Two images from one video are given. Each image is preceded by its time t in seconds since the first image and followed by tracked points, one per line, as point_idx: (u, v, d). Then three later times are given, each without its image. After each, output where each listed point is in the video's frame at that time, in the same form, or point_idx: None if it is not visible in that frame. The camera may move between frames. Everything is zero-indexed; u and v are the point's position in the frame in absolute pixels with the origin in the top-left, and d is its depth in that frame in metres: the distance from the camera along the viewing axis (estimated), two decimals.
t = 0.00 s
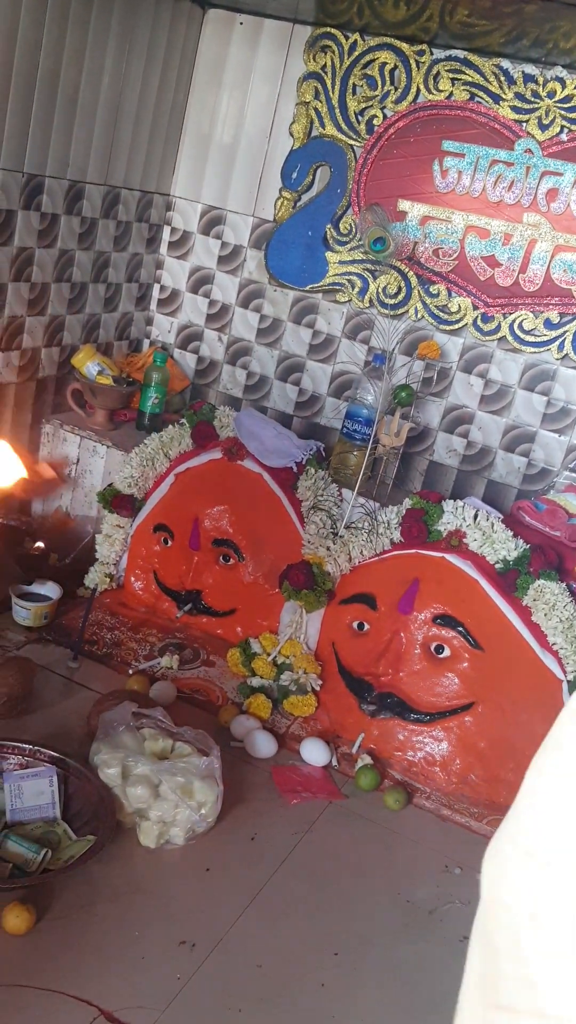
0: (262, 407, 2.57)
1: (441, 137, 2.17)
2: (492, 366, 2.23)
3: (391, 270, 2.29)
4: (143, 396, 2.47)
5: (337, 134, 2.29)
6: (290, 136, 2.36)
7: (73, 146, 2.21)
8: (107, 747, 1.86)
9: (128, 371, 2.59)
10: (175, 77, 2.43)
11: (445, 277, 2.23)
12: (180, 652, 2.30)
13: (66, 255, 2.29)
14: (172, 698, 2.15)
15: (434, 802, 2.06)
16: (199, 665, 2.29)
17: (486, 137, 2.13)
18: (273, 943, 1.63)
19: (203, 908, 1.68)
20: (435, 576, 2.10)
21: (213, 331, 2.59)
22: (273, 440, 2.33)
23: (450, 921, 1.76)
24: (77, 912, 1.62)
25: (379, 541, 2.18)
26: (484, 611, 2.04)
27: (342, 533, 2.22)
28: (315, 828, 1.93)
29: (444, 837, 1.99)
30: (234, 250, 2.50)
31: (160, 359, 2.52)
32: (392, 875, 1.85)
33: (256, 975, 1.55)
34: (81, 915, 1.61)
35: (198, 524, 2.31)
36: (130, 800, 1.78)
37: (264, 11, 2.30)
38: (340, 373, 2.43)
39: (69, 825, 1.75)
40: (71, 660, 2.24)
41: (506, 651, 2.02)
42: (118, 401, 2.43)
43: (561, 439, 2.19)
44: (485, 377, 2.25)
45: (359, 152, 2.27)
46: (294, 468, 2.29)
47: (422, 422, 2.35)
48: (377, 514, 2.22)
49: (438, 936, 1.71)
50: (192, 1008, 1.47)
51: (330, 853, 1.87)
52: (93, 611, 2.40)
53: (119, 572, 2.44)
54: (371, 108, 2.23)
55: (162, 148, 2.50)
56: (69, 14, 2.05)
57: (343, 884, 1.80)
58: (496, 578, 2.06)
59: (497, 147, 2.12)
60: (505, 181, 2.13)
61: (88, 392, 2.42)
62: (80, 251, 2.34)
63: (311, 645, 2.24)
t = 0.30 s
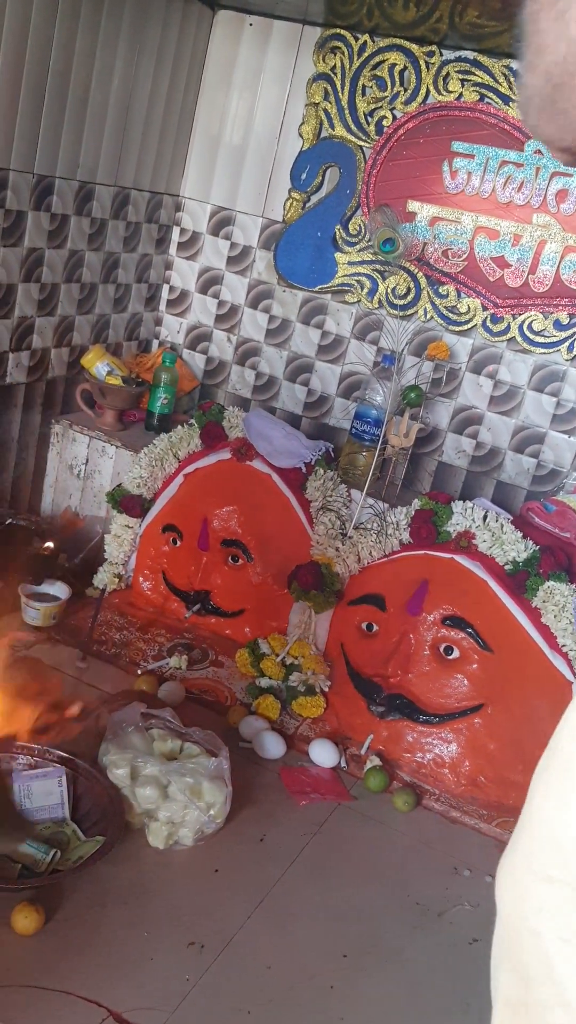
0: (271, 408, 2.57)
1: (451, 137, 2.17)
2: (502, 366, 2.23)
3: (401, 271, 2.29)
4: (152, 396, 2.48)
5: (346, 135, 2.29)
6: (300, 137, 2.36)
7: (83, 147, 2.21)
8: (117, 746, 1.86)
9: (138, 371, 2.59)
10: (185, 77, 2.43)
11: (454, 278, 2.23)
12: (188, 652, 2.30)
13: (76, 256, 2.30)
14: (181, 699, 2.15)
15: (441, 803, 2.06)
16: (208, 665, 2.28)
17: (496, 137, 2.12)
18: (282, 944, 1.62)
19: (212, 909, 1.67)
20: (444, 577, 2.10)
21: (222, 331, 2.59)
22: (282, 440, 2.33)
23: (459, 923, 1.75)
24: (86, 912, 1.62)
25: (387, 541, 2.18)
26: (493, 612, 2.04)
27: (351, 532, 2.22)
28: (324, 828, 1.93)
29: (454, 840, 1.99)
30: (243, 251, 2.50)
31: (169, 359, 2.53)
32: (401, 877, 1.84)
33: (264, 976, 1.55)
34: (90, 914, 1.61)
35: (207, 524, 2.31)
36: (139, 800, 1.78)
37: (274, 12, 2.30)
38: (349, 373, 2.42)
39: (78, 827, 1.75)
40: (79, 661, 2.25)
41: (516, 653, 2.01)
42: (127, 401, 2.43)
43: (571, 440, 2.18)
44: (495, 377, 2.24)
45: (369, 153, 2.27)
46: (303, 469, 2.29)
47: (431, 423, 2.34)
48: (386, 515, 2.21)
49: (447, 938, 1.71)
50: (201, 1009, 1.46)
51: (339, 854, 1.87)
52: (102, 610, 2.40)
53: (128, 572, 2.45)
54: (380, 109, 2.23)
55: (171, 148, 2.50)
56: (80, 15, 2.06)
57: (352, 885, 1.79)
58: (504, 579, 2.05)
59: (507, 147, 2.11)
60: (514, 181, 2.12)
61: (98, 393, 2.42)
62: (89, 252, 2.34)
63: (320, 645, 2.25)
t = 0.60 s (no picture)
0: (278, 407, 2.57)
1: (459, 137, 2.16)
2: (510, 365, 2.22)
3: (408, 270, 2.29)
4: (159, 396, 2.47)
5: (354, 134, 2.28)
6: (307, 136, 2.36)
7: (90, 146, 2.21)
8: (123, 746, 1.86)
9: (145, 370, 2.59)
10: (192, 77, 2.43)
11: (462, 277, 2.22)
12: (195, 652, 2.30)
13: (82, 255, 2.30)
14: (188, 699, 2.15)
15: (448, 803, 2.06)
16: (215, 665, 2.29)
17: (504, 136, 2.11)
18: (289, 944, 1.62)
19: (219, 909, 1.67)
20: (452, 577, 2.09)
21: (228, 331, 2.59)
22: (289, 440, 2.31)
23: (467, 923, 1.75)
24: (93, 912, 1.62)
25: (395, 541, 2.17)
26: (501, 612, 2.04)
27: (358, 532, 2.21)
28: (331, 828, 1.92)
29: (460, 840, 1.98)
30: (250, 251, 2.50)
31: (176, 359, 2.53)
32: (408, 878, 1.84)
33: (271, 975, 1.55)
34: (97, 914, 1.61)
35: (214, 524, 2.31)
36: (145, 800, 1.78)
37: (282, 11, 2.30)
38: (356, 373, 2.42)
39: (85, 825, 1.75)
40: (86, 659, 2.25)
41: (523, 653, 2.01)
42: (134, 400, 2.42)
43: None
44: (502, 377, 2.24)
45: (376, 152, 2.27)
46: (310, 468, 2.29)
47: (439, 422, 2.34)
48: (393, 514, 2.21)
49: (454, 937, 1.71)
50: (208, 1009, 1.46)
51: (346, 854, 1.86)
52: (109, 610, 2.41)
53: (135, 571, 2.43)
54: (388, 108, 2.22)
55: (178, 148, 2.50)
56: (87, 14, 2.05)
57: (359, 885, 1.79)
58: (512, 579, 2.05)
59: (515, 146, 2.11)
60: (522, 180, 2.11)
61: (104, 392, 2.42)
62: (96, 251, 2.34)
63: (327, 646, 2.23)
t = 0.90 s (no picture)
0: (286, 407, 2.57)
1: (466, 135, 2.16)
2: (517, 364, 2.21)
3: (416, 269, 2.28)
4: (166, 396, 2.48)
5: (361, 133, 2.28)
6: (314, 135, 2.36)
7: (98, 145, 2.21)
8: (131, 746, 1.86)
9: (153, 370, 2.58)
10: (199, 76, 2.43)
11: (470, 277, 2.22)
12: (202, 651, 2.30)
13: (91, 255, 2.30)
14: (195, 698, 2.15)
15: (456, 803, 2.05)
16: (222, 664, 2.28)
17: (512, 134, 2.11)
18: (297, 944, 1.62)
19: (227, 908, 1.67)
20: (459, 577, 2.09)
21: (236, 330, 2.59)
22: (295, 439, 2.29)
23: (474, 921, 1.75)
24: (101, 912, 1.62)
25: (403, 541, 2.16)
26: (509, 612, 2.03)
27: (366, 531, 2.21)
28: (338, 828, 1.92)
29: (468, 841, 1.97)
30: (257, 250, 2.50)
31: (184, 359, 2.50)
32: (415, 878, 1.83)
33: (279, 975, 1.55)
34: (104, 914, 1.61)
35: (221, 523, 2.31)
36: (153, 799, 1.78)
37: (289, 9, 2.29)
38: (363, 372, 2.42)
39: (93, 825, 1.76)
40: (94, 658, 2.25)
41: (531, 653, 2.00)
42: (142, 399, 2.44)
43: None
44: (510, 376, 2.23)
45: (384, 151, 2.26)
46: (317, 467, 2.27)
47: (446, 422, 2.33)
48: (400, 514, 2.19)
49: (461, 937, 1.70)
50: (216, 1009, 1.46)
51: (353, 854, 1.86)
52: (117, 608, 2.40)
53: (142, 569, 2.44)
54: (396, 106, 2.22)
55: (185, 147, 2.50)
56: (95, 14, 2.06)
57: (366, 885, 1.79)
58: (519, 578, 2.04)
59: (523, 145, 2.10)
60: (530, 179, 2.11)
61: (112, 391, 2.42)
62: (104, 251, 2.34)
63: (334, 646, 2.23)
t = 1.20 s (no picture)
0: (295, 406, 2.57)
1: (477, 135, 2.16)
2: (527, 364, 2.21)
3: (426, 269, 2.28)
4: (176, 396, 2.47)
5: (371, 133, 2.28)
6: (324, 135, 2.36)
7: (109, 146, 2.21)
8: (142, 745, 1.86)
9: (162, 370, 2.59)
10: (209, 76, 2.43)
11: (479, 276, 2.22)
12: (212, 650, 2.31)
13: (101, 255, 2.30)
14: (205, 697, 2.15)
15: (466, 803, 2.04)
16: (232, 663, 2.28)
17: (522, 134, 2.11)
18: (308, 944, 1.62)
19: (237, 907, 1.67)
20: (470, 577, 2.09)
21: (245, 330, 2.59)
22: (305, 438, 2.31)
23: (484, 921, 1.75)
24: (111, 910, 1.62)
25: (412, 541, 2.16)
26: (519, 612, 2.03)
27: (375, 531, 2.21)
28: (348, 827, 1.92)
29: (477, 840, 1.97)
30: (267, 250, 2.50)
31: (194, 359, 2.51)
32: (425, 877, 1.83)
33: (289, 975, 1.55)
34: (115, 912, 1.61)
35: (231, 523, 2.31)
36: (164, 798, 1.78)
37: (299, 10, 2.30)
38: (372, 372, 2.42)
39: (104, 824, 1.75)
40: (104, 658, 2.24)
41: (541, 652, 2.00)
42: (152, 399, 2.44)
43: None
44: (520, 375, 2.23)
45: (394, 151, 2.26)
46: (327, 466, 2.28)
47: (456, 421, 2.33)
48: (410, 514, 2.19)
49: (471, 938, 1.70)
50: (226, 1009, 1.46)
51: (363, 853, 1.86)
52: (126, 608, 2.40)
53: (152, 566, 2.45)
54: (406, 107, 2.22)
55: (196, 147, 2.50)
56: (106, 14, 2.06)
57: (376, 884, 1.79)
58: (529, 578, 2.05)
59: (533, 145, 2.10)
60: (541, 179, 2.11)
61: (122, 391, 2.43)
62: (114, 250, 2.34)
63: (344, 644, 2.22)
